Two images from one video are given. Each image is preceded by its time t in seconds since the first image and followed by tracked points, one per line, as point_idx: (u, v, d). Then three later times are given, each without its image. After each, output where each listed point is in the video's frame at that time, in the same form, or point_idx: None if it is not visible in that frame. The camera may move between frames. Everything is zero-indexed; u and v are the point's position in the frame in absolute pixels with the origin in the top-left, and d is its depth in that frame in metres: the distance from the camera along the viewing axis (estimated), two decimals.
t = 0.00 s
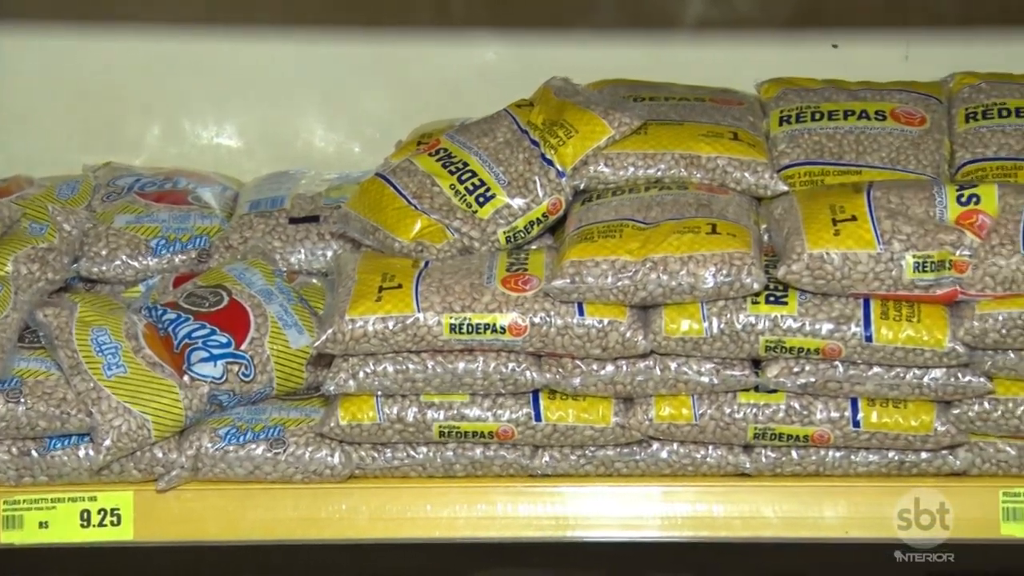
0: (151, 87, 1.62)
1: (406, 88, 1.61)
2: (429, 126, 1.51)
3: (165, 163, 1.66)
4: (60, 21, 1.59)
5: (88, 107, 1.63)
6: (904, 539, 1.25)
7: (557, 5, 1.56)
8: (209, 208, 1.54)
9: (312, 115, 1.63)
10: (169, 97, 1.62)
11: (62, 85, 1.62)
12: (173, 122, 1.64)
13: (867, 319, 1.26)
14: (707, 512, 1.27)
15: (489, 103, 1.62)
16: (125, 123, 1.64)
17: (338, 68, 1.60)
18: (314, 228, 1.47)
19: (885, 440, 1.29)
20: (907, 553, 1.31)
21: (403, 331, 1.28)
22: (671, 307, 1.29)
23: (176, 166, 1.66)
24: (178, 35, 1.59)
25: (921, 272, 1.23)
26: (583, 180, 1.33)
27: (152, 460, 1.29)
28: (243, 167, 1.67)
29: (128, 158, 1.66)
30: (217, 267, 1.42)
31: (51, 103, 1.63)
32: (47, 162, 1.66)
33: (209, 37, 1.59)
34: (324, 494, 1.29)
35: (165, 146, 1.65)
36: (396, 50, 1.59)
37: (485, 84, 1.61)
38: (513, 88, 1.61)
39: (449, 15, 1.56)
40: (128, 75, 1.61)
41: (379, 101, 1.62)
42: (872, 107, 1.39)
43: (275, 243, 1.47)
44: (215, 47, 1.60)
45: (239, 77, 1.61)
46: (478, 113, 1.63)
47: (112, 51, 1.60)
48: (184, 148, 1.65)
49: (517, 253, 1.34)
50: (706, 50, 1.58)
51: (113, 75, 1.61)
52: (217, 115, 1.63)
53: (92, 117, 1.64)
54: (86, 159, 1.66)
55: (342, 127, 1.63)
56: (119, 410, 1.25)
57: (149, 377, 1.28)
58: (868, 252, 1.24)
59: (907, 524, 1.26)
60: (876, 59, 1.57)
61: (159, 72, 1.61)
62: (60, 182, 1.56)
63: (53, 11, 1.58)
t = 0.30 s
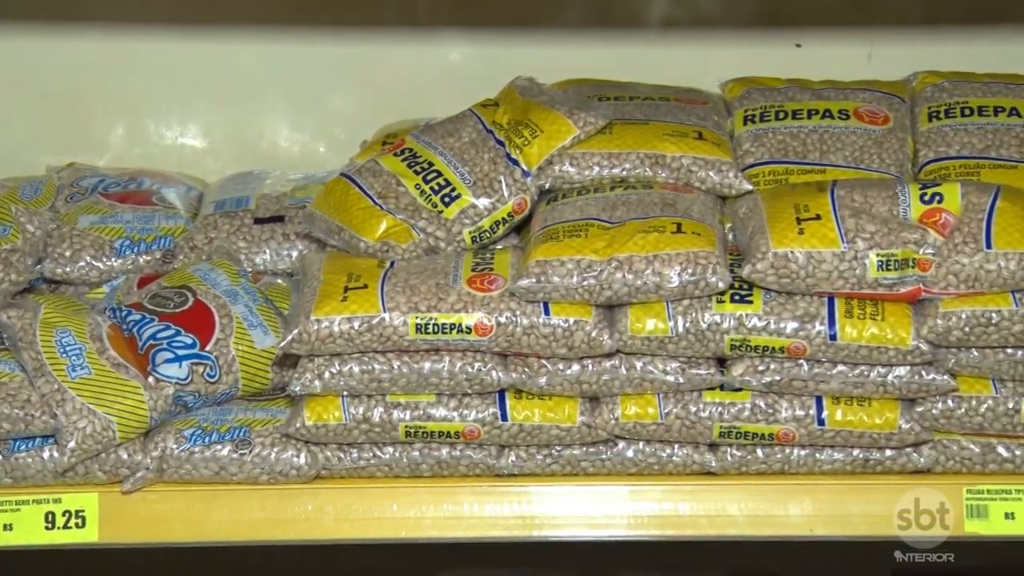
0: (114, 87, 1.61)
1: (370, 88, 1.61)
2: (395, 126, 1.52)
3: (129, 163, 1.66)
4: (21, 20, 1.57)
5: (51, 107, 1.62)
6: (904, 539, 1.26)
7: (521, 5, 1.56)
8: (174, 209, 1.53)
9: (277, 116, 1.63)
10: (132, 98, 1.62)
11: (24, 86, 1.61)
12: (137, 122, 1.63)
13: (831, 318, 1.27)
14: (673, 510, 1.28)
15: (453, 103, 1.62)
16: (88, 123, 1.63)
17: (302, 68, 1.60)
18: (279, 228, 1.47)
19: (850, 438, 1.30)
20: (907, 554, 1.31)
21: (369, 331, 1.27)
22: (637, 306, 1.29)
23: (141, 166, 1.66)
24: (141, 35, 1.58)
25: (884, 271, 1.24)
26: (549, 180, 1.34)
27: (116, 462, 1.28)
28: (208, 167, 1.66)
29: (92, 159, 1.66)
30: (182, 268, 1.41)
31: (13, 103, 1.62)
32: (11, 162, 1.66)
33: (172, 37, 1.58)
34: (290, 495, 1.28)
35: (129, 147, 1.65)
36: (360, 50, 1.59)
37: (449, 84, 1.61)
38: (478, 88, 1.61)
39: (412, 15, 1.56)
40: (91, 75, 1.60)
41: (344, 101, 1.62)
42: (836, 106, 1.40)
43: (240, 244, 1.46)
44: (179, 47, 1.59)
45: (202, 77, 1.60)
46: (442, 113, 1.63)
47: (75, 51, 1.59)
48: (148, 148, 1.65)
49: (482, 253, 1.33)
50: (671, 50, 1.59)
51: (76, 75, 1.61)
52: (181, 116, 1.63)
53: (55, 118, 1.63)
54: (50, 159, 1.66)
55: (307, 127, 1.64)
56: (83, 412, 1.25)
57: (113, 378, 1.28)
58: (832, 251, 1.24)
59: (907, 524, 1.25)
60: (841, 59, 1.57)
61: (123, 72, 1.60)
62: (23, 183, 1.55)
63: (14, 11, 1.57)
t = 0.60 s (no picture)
0: (81, 87, 1.61)
1: (338, 88, 1.61)
2: (363, 126, 1.52)
3: (96, 164, 1.65)
4: None
5: (17, 107, 1.62)
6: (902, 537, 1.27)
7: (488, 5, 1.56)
8: (141, 210, 1.53)
9: (244, 116, 1.62)
10: (99, 98, 1.61)
11: None
12: (105, 123, 1.63)
13: (799, 317, 1.27)
14: (643, 509, 1.28)
15: (421, 103, 1.62)
16: (55, 124, 1.63)
17: (269, 68, 1.60)
18: (247, 229, 1.47)
19: (818, 436, 1.30)
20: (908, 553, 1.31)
21: (338, 332, 1.27)
22: (605, 306, 1.29)
23: (108, 167, 1.65)
24: (109, 35, 1.58)
25: (851, 270, 1.24)
26: (518, 180, 1.34)
27: (85, 463, 1.27)
28: (175, 167, 1.66)
29: (59, 159, 1.65)
30: (150, 269, 1.40)
31: None
32: None
33: (139, 37, 1.58)
34: (259, 496, 1.28)
35: (96, 147, 1.64)
36: (327, 50, 1.58)
37: (417, 84, 1.61)
38: (445, 88, 1.61)
39: (380, 14, 1.57)
40: (57, 75, 1.60)
41: (311, 101, 1.62)
42: (803, 105, 1.42)
43: (208, 244, 1.47)
44: (146, 48, 1.59)
45: (170, 77, 1.60)
46: (410, 113, 1.63)
47: (41, 51, 1.59)
48: (115, 149, 1.64)
49: (451, 253, 1.33)
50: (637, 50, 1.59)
51: (42, 75, 1.60)
52: (148, 116, 1.62)
53: (21, 118, 1.62)
54: (16, 160, 1.65)
55: (274, 127, 1.63)
56: (51, 413, 1.24)
57: (81, 380, 1.28)
58: (800, 250, 1.25)
59: (907, 524, 1.25)
60: (807, 59, 1.58)
61: (90, 72, 1.60)
62: None
63: None
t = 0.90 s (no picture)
0: (42, 88, 1.60)
1: (300, 89, 1.61)
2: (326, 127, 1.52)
3: (59, 165, 1.65)
4: None
5: None
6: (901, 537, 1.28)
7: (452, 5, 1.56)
8: (104, 211, 1.53)
9: (207, 117, 1.62)
10: (61, 99, 1.61)
11: None
12: (67, 124, 1.62)
13: (763, 316, 1.27)
14: (607, 509, 1.28)
15: (384, 104, 1.63)
16: (16, 125, 1.62)
17: (232, 70, 1.59)
18: (211, 230, 1.48)
19: (782, 435, 1.30)
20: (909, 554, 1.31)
21: (302, 333, 1.27)
22: (569, 306, 1.29)
23: (70, 168, 1.65)
24: (70, 36, 1.57)
25: (815, 268, 1.24)
26: (482, 180, 1.34)
27: (47, 466, 1.27)
28: (138, 168, 1.66)
29: (21, 161, 1.65)
30: (112, 270, 1.40)
31: None
32: None
33: (101, 38, 1.57)
34: (223, 498, 1.28)
35: (58, 149, 1.64)
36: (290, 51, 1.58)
37: (380, 85, 1.61)
38: (409, 88, 1.61)
39: (342, 16, 1.56)
40: (19, 77, 1.59)
41: (274, 102, 1.62)
42: (765, 105, 1.43)
43: (172, 246, 1.47)
44: (107, 49, 1.58)
45: (132, 78, 1.60)
46: (374, 113, 1.63)
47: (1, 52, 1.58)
48: (77, 150, 1.64)
49: (416, 253, 1.33)
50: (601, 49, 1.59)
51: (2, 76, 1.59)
52: (110, 117, 1.62)
53: None
54: None
55: (237, 128, 1.63)
56: (14, 416, 1.23)
57: (44, 383, 1.26)
58: (763, 249, 1.25)
59: (907, 524, 1.25)
60: (769, 58, 1.59)
61: (51, 74, 1.59)
62: None
63: None
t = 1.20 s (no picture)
0: (11, 88, 1.60)
1: (271, 89, 1.61)
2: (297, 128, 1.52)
3: (28, 166, 1.64)
4: None
5: None
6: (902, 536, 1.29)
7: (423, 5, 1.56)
8: (74, 212, 1.52)
9: (178, 118, 1.62)
10: (30, 100, 1.60)
11: None
12: (36, 124, 1.62)
13: (734, 315, 1.27)
14: (580, 509, 1.28)
15: (356, 104, 1.62)
16: None
17: (203, 70, 1.59)
18: (182, 230, 1.48)
19: (753, 434, 1.31)
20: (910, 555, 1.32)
21: (273, 334, 1.26)
22: (541, 306, 1.29)
23: (40, 169, 1.64)
24: (39, 36, 1.57)
25: (786, 268, 1.24)
26: (453, 180, 1.35)
27: (18, 468, 1.26)
28: (108, 169, 1.65)
29: None
30: (83, 271, 1.40)
31: None
32: None
33: (71, 38, 1.57)
34: (195, 499, 1.28)
35: (28, 150, 1.63)
36: (261, 51, 1.58)
37: (351, 85, 1.60)
38: (380, 88, 1.61)
39: (313, 16, 1.56)
40: None
41: (245, 102, 1.62)
42: (736, 105, 1.44)
43: (142, 246, 1.46)
44: (77, 49, 1.58)
45: (102, 78, 1.59)
46: (345, 114, 1.63)
47: None
48: (47, 151, 1.63)
49: (388, 253, 1.33)
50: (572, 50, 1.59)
51: None
52: (80, 118, 1.62)
53: None
54: None
55: (208, 128, 1.63)
56: None
57: (14, 384, 1.26)
58: (734, 249, 1.25)
59: (907, 523, 1.26)
60: (740, 58, 1.59)
61: (20, 74, 1.59)
62: None
63: None
